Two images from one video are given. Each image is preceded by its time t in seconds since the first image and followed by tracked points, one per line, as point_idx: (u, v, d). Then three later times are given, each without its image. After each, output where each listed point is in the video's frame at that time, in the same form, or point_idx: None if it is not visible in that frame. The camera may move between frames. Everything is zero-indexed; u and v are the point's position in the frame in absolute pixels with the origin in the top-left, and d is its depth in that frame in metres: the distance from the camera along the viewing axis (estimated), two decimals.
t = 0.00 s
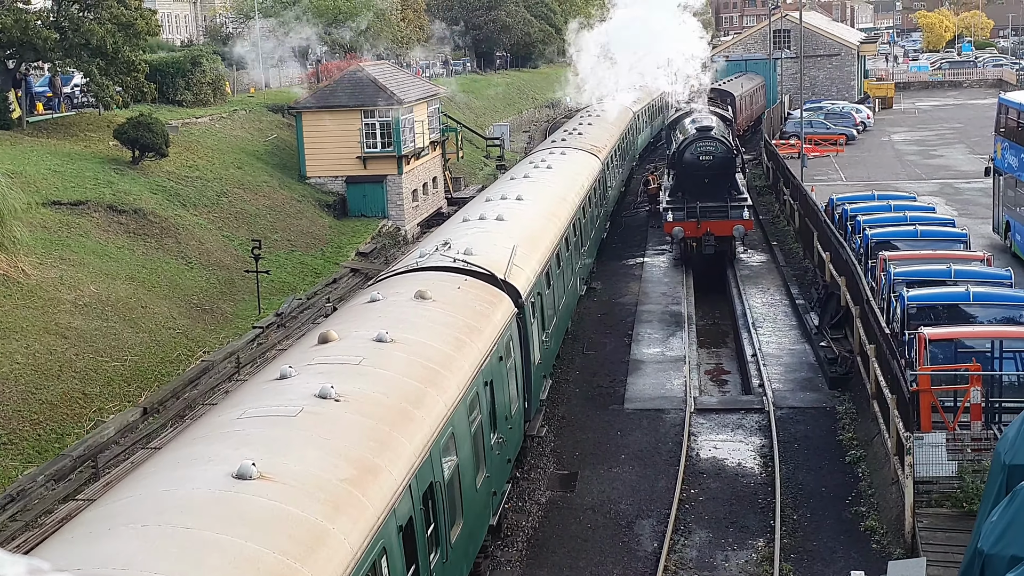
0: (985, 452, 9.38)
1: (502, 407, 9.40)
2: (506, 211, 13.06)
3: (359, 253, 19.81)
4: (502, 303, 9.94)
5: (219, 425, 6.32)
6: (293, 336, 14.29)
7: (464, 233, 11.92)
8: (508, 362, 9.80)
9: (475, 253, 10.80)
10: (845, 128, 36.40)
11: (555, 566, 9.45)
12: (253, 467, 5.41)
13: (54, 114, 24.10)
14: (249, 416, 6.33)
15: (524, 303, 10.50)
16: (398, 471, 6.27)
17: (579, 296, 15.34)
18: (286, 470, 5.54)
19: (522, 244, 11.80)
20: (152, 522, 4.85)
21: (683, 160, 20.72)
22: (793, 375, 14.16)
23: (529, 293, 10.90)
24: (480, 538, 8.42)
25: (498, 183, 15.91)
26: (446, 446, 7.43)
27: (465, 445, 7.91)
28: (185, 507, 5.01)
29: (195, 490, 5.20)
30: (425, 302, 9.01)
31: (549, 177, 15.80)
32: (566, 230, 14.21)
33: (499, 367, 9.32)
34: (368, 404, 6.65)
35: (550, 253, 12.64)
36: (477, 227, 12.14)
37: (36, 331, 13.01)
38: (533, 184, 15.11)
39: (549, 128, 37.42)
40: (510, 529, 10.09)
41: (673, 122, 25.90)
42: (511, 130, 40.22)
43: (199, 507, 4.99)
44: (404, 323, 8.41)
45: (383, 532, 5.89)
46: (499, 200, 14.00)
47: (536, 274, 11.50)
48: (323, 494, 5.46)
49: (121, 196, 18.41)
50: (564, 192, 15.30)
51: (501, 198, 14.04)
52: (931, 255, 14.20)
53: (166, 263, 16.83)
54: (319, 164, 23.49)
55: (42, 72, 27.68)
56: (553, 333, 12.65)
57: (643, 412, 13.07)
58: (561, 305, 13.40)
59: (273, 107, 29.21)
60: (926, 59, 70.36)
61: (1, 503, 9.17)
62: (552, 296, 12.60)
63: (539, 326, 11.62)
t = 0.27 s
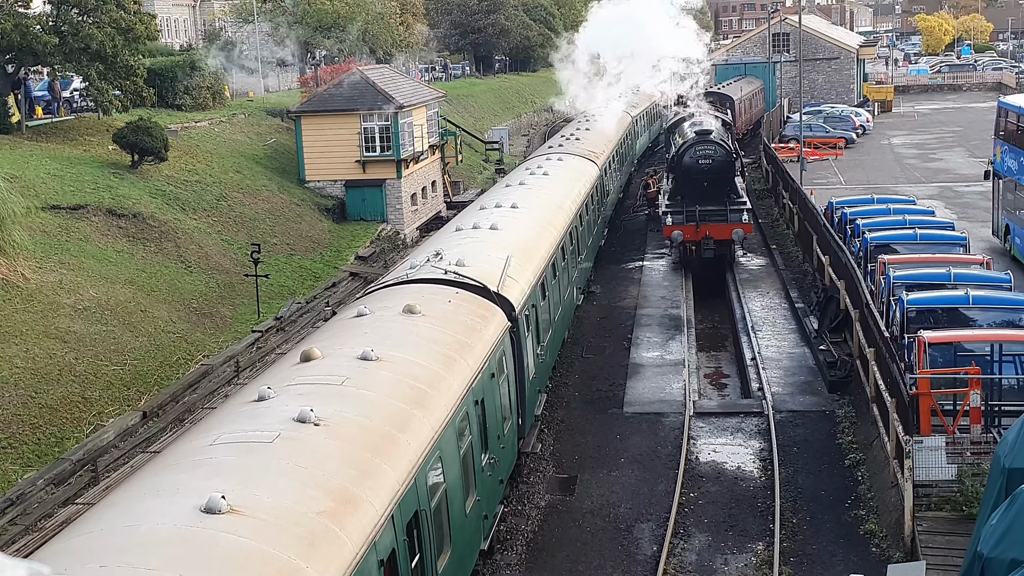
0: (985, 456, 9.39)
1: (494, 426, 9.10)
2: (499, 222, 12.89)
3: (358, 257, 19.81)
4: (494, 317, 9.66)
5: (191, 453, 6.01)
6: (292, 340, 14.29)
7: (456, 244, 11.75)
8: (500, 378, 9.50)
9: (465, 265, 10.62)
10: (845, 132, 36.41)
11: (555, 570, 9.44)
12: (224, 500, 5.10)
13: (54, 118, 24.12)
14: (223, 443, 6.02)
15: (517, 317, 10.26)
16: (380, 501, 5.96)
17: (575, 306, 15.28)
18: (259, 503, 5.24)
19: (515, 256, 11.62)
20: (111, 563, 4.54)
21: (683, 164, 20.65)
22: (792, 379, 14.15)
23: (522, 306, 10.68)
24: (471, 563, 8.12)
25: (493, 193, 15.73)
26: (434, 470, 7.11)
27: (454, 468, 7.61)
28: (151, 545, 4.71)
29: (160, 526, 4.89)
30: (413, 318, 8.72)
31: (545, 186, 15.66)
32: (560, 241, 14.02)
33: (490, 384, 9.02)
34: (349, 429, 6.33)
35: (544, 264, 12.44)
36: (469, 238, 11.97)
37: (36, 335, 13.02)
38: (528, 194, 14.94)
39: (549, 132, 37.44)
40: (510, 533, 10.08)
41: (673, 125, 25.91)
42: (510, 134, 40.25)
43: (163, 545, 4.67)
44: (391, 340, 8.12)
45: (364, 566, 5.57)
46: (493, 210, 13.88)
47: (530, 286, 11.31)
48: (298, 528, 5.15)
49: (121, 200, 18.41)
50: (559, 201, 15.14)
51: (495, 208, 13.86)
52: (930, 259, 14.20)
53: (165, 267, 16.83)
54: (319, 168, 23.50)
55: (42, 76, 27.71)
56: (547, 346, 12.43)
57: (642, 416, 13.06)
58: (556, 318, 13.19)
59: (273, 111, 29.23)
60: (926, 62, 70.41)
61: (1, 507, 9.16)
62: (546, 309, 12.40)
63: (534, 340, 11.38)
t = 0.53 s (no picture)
0: (985, 456, 9.40)
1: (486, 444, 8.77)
2: (495, 228, 12.65)
3: (359, 258, 19.82)
4: (488, 329, 9.34)
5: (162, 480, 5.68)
6: (293, 341, 14.30)
7: (450, 251, 11.49)
8: (493, 393, 9.18)
9: (459, 274, 10.33)
10: (845, 133, 36.41)
11: (556, 571, 9.44)
12: (191, 535, 4.77)
13: (54, 119, 24.13)
14: (196, 469, 5.69)
15: (512, 328, 9.97)
16: (361, 532, 5.61)
17: (573, 313, 15.16)
18: (229, 538, 4.90)
19: (511, 263, 11.37)
20: None
21: (683, 165, 20.64)
22: (793, 379, 14.16)
23: (518, 315, 10.41)
24: None
25: (489, 198, 15.48)
26: (421, 495, 6.78)
27: (443, 492, 7.28)
28: None
29: (122, 564, 4.56)
30: (402, 331, 8.39)
31: (542, 192, 15.44)
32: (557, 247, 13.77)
33: (483, 401, 8.70)
34: (329, 454, 5.99)
35: (541, 271, 12.18)
36: (463, 245, 11.72)
37: (37, 337, 13.02)
38: (525, 199, 14.69)
39: (549, 133, 37.46)
40: (510, 534, 10.09)
41: (673, 126, 25.91)
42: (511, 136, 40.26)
43: None
44: (378, 354, 7.78)
45: None
46: (489, 215, 13.69)
47: (526, 295, 11.01)
48: (270, 565, 4.81)
49: (121, 202, 18.41)
50: (555, 206, 14.90)
51: (491, 214, 13.61)
52: (931, 259, 14.19)
53: (165, 268, 16.84)
54: (319, 169, 23.51)
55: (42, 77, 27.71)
56: (544, 355, 12.18)
57: (642, 417, 13.07)
58: (553, 326, 12.96)
59: (273, 113, 29.24)
60: (926, 63, 70.42)
61: (2, 508, 9.16)
62: (542, 318, 12.17)
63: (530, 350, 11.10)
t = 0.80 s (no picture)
0: (985, 456, 9.40)
1: (477, 462, 8.40)
2: (490, 235, 12.43)
3: (359, 259, 19.83)
4: (480, 342, 9.02)
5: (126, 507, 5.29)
6: (293, 341, 14.30)
7: (443, 259, 11.25)
8: (485, 408, 8.81)
9: (451, 282, 10.04)
10: (846, 133, 36.41)
11: (556, 570, 9.44)
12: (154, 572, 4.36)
13: (54, 120, 24.12)
14: (164, 496, 5.31)
15: (506, 339, 9.69)
16: (341, 566, 5.24)
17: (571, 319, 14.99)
18: None
19: (505, 271, 11.14)
20: None
21: (683, 165, 20.66)
22: (793, 379, 14.17)
23: (513, 325, 10.16)
24: None
25: (484, 203, 15.24)
26: (407, 522, 6.42)
27: (431, 517, 6.92)
28: None
29: None
30: (390, 344, 8.05)
31: (538, 197, 15.23)
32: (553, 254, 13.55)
33: (475, 417, 8.34)
34: (308, 481, 5.62)
35: (536, 280, 11.94)
36: (457, 252, 11.49)
37: (37, 337, 13.02)
38: (521, 205, 14.47)
39: (549, 133, 37.46)
40: (511, 534, 10.09)
41: (673, 126, 25.92)
42: (511, 136, 40.26)
43: None
44: (364, 370, 7.43)
45: None
46: (485, 220, 13.51)
47: (520, 305, 10.75)
48: None
49: (121, 202, 18.40)
50: (551, 212, 14.68)
51: (486, 220, 13.39)
52: (931, 259, 14.19)
53: (166, 268, 16.84)
54: (319, 170, 23.51)
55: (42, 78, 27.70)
56: (540, 365, 11.93)
57: (643, 417, 13.06)
58: (549, 335, 12.73)
59: (273, 113, 29.23)
60: (927, 63, 70.39)
61: (2, 508, 9.16)
62: (538, 327, 11.93)
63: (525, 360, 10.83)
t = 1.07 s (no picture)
0: (985, 456, 9.40)
1: (466, 481, 8.07)
2: (483, 241, 12.20)
3: (359, 258, 19.82)
4: (471, 353, 8.72)
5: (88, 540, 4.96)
6: (293, 341, 14.30)
7: (435, 266, 11.01)
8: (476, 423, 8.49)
9: (442, 291, 9.76)
10: (846, 132, 36.39)
11: (557, 570, 9.44)
12: None
13: (54, 119, 24.11)
14: (128, 527, 4.98)
15: (499, 350, 9.41)
16: None
17: (569, 326, 14.79)
18: None
19: (499, 278, 10.90)
20: None
21: (683, 164, 20.66)
22: (793, 379, 14.17)
23: (507, 334, 9.90)
24: None
25: (479, 208, 15.00)
26: (389, 550, 6.09)
27: (416, 542, 6.60)
28: None
29: None
30: (377, 358, 7.74)
31: (534, 202, 14.99)
32: (550, 260, 13.32)
33: (464, 434, 8.02)
34: (283, 510, 5.29)
35: (531, 286, 11.71)
36: (450, 259, 11.26)
37: (38, 337, 13.01)
38: (516, 210, 14.23)
39: (550, 132, 37.44)
40: (512, 533, 10.09)
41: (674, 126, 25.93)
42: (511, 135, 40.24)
43: None
44: (347, 387, 7.11)
45: None
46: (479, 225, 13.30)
47: (514, 314, 10.48)
48: None
49: (122, 202, 18.40)
50: (547, 217, 14.44)
51: (480, 226, 13.15)
52: (931, 259, 14.18)
53: (166, 268, 16.85)
54: (319, 169, 23.50)
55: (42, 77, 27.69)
56: (536, 375, 11.67)
57: (643, 417, 13.06)
58: (544, 343, 12.49)
59: (273, 112, 29.21)
60: (927, 62, 70.30)
61: (3, 508, 9.15)
62: (533, 336, 11.69)
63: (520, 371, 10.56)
